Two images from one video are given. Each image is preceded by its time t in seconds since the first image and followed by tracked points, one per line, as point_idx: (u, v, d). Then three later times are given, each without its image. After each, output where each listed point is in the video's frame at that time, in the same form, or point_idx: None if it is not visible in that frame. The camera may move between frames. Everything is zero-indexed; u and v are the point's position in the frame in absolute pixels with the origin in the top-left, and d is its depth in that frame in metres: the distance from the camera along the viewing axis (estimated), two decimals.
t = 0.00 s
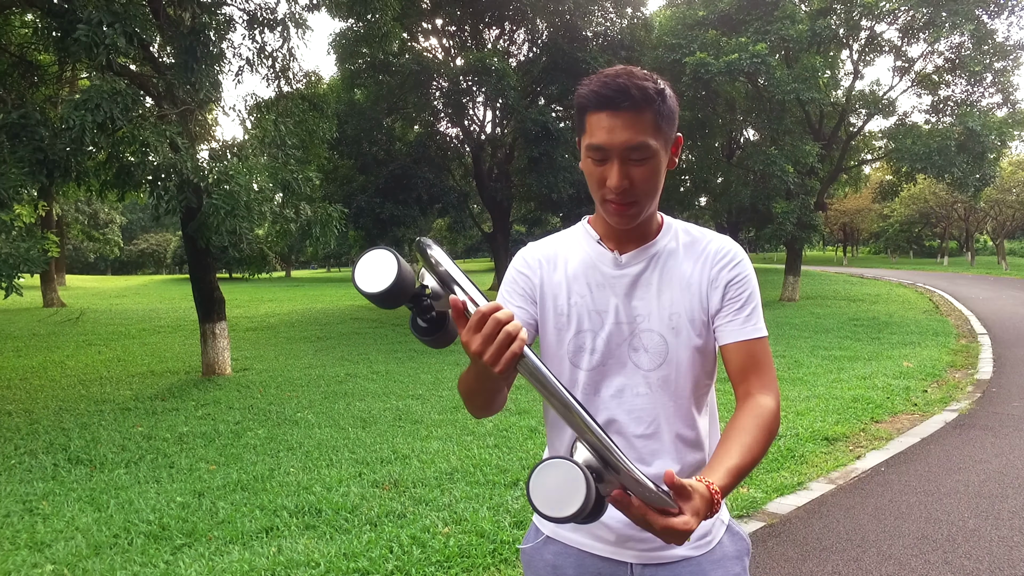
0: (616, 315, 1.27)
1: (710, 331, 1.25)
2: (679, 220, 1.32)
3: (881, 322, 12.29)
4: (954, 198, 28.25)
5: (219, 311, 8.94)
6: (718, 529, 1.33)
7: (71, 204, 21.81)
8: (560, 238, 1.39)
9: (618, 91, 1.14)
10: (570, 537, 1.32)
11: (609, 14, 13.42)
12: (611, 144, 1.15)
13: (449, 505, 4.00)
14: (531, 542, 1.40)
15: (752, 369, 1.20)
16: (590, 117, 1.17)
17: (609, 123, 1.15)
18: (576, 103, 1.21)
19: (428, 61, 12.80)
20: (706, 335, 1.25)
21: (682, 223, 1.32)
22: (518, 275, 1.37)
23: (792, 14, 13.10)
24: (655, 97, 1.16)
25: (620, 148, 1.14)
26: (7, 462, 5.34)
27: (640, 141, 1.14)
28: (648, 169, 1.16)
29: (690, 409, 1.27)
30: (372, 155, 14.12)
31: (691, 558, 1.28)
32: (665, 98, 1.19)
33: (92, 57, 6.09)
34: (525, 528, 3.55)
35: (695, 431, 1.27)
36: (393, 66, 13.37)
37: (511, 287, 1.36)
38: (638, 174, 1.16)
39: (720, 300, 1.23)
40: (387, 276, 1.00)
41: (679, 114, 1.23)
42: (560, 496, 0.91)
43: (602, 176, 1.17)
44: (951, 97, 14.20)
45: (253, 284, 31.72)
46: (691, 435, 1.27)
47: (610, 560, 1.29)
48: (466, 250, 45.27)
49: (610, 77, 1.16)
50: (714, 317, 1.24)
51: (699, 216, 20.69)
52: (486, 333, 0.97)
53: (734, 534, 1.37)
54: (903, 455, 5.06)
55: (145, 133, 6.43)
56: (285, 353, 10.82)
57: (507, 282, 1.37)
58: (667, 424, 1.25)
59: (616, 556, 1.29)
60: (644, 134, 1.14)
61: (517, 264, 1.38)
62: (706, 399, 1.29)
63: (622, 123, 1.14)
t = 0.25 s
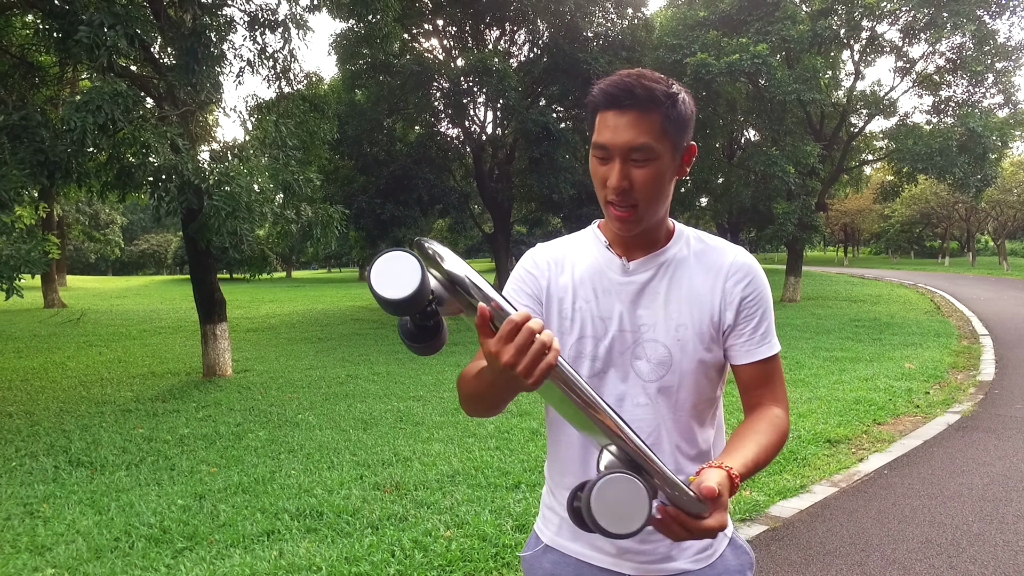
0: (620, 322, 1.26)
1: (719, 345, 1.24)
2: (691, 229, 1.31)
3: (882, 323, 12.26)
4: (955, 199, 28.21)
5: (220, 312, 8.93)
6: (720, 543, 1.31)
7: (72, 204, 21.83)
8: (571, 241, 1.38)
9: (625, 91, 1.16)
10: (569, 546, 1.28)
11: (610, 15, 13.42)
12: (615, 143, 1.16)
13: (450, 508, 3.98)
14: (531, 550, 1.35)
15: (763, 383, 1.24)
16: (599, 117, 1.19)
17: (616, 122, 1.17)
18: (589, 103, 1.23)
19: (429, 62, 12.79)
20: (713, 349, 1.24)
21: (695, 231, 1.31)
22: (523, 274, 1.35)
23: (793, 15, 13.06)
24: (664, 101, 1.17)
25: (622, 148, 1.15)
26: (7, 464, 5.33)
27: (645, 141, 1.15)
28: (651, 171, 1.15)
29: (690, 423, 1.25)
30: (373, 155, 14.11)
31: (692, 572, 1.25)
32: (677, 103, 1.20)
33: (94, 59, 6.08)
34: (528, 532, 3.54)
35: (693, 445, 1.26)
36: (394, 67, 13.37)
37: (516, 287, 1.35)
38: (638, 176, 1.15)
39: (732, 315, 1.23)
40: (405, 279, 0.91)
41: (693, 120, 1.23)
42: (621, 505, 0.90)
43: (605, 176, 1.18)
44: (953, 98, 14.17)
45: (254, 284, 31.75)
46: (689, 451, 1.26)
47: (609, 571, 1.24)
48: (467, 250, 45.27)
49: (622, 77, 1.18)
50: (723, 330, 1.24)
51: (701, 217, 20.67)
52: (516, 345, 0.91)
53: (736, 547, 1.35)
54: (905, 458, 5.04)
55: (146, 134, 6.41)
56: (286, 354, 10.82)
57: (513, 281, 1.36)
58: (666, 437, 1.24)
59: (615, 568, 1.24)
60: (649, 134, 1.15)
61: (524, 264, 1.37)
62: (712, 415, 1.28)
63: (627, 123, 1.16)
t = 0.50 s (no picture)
0: (636, 321, 1.24)
1: (735, 350, 1.24)
2: (713, 231, 1.30)
3: (884, 323, 12.24)
4: (956, 199, 28.19)
5: (221, 312, 8.92)
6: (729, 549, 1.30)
7: (73, 205, 21.83)
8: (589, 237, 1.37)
9: (654, 85, 1.16)
10: (576, 549, 1.25)
11: (611, 15, 13.42)
12: (641, 137, 1.16)
13: (454, 509, 3.97)
14: (538, 552, 1.33)
15: (778, 390, 1.27)
16: (626, 111, 1.19)
17: (644, 117, 1.16)
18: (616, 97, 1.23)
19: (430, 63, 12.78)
20: (731, 353, 1.23)
21: (716, 234, 1.30)
22: (539, 268, 1.33)
23: (794, 15, 13.03)
24: (693, 99, 1.17)
25: (648, 141, 1.15)
26: (9, 465, 5.32)
27: (670, 135, 1.14)
28: (675, 166, 1.14)
29: (701, 427, 1.24)
30: (374, 156, 14.10)
31: None
32: (707, 102, 1.19)
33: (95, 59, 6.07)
34: (532, 534, 3.52)
35: (703, 449, 1.25)
36: (395, 67, 13.37)
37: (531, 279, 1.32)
38: (662, 170, 1.14)
39: (752, 320, 1.23)
40: (456, 296, 0.80)
41: (722, 121, 1.23)
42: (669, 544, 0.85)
43: (628, 170, 1.17)
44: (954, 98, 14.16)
45: (255, 285, 31.76)
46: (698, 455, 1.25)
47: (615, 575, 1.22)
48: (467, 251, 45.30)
49: (651, 73, 1.18)
50: (742, 335, 1.23)
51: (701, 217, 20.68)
52: (569, 368, 0.83)
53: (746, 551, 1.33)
54: (909, 459, 5.02)
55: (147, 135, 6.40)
56: (287, 354, 10.80)
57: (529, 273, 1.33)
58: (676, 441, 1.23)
59: (621, 571, 1.21)
60: (676, 129, 1.14)
61: (540, 259, 1.36)
62: (725, 421, 1.28)
63: (654, 117, 1.15)
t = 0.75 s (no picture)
0: (654, 316, 1.23)
1: (754, 352, 1.21)
2: (738, 232, 1.28)
3: (884, 323, 12.23)
4: (955, 199, 28.20)
5: (221, 312, 8.89)
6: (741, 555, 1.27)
7: (72, 204, 21.80)
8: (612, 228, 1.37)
9: (688, 75, 1.16)
10: (584, 546, 1.24)
11: (610, 15, 13.43)
12: (673, 125, 1.15)
13: (456, 508, 3.95)
14: (548, 547, 1.32)
15: (791, 398, 1.25)
16: (659, 100, 1.19)
17: (676, 105, 1.16)
18: (649, 88, 1.24)
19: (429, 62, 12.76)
20: (749, 354, 1.21)
21: (741, 234, 1.28)
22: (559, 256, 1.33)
23: (794, 14, 12.96)
24: (725, 91, 1.17)
25: (679, 130, 1.14)
26: (8, 464, 5.29)
27: (701, 126, 1.13)
28: (705, 157, 1.12)
29: (715, 428, 1.22)
30: (373, 155, 14.08)
31: None
32: (740, 99, 1.19)
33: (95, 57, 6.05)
34: (535, 534, 3.51)
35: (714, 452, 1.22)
36: (395, 67, 13.35)
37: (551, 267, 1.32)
38: (693, 160, 1.12)
39: (772, 324, 1.20)
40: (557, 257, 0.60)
41: (752, 117, 1.23)
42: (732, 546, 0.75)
43: (656, 158, 1.15)
44: (954, 98, 14.15)
45: (254, 285, 31.73)
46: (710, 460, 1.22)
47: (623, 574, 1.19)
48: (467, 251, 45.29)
49: (685, 64, 1.19)
50: (760, 338, 1.21)
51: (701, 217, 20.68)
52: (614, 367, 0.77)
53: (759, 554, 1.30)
54: (912, 458, 5.01)
55: (147, 133, 6.38)
56: (286, 353, 10.78)
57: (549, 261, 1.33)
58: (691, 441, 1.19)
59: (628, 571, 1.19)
60: (706, 119, 1.13)
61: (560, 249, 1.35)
62: (742, 426, 1.25)
63: (686, 106, 1.15)
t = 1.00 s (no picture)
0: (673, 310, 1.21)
1: (772, 352, 1.19)
2: (761, 228, 1.25)
3: (881, 323, 12.24)
4: (951, 199, 28.30)
5: (218, 311, 8.85)
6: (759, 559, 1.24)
7: (67, 204, 21.69)
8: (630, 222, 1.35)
9: (714, 66, 1.17)
10: (598, 545, 1.22)
11: (608, 15, 13.42)
12: (700, 114, 1.15)
13: (456, 509, 3.92)
14: (562, 545, 1.31)
15: (807, 400, 1.21)
16: (685, 90, 1.19)
17: (702, 94, 1.16)
18: (673, 79, 1.23)
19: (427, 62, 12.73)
20: (768, 354, 1.19)
21: (763, 232, 1.26)
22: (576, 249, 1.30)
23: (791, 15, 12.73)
24: (752, 82, 1.17)
25: (707, 119, 1.14)
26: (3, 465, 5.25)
27: (728, 116, 1.13)
28: (733, 148, 1.12)
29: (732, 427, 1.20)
30: (371, 155, 14.05)
31: None
32: (764, 93, 1.19)
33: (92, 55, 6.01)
34: (537, 534, 3.49)
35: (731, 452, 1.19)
36: (392, 66, 13.32)
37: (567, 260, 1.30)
38: (721, 150, 1.12)
39: (792, 325, 1.18)
40: (638, 240, 0.62)
41: (775, 111, 1.23)
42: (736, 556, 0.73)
43: (682, 148, 1.15)
44: (950, 98, 14.16)
45: (250, 285, 31.64)
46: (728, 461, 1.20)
47: (638, 573, 1.17)
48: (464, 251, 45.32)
49: (711, 54, 1.19)
50: (781, 337, 1.18)
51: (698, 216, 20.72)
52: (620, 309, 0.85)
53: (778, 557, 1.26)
54: (911, 457, 5.00)
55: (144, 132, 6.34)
56: (284, 354, 10.74)
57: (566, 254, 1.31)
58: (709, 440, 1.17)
59: (644, 570, 1.17)
60: (733, 110, 1.14)
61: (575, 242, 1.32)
62: (759, 426, 1.24)
63: (714, 96, 1.15)
